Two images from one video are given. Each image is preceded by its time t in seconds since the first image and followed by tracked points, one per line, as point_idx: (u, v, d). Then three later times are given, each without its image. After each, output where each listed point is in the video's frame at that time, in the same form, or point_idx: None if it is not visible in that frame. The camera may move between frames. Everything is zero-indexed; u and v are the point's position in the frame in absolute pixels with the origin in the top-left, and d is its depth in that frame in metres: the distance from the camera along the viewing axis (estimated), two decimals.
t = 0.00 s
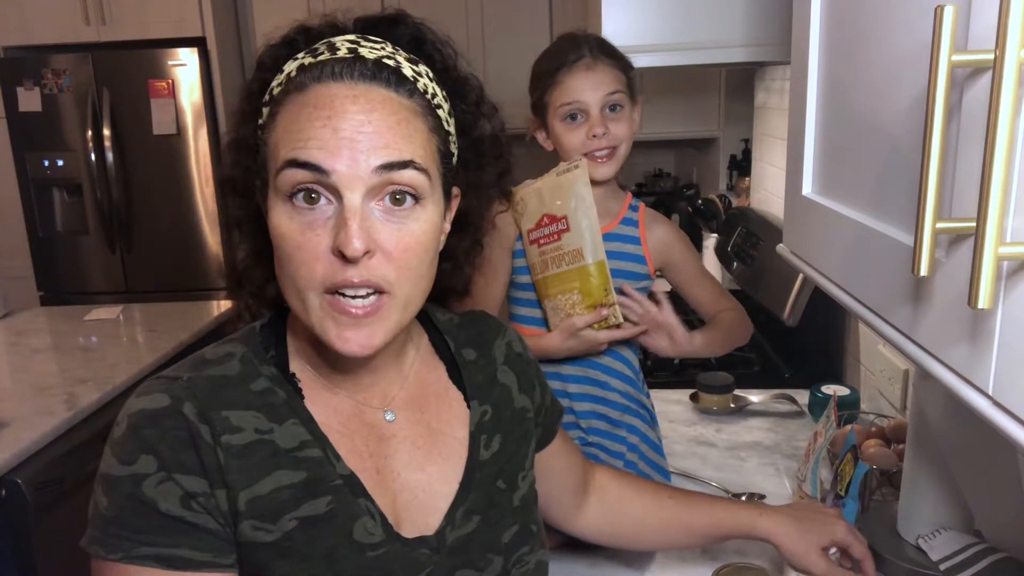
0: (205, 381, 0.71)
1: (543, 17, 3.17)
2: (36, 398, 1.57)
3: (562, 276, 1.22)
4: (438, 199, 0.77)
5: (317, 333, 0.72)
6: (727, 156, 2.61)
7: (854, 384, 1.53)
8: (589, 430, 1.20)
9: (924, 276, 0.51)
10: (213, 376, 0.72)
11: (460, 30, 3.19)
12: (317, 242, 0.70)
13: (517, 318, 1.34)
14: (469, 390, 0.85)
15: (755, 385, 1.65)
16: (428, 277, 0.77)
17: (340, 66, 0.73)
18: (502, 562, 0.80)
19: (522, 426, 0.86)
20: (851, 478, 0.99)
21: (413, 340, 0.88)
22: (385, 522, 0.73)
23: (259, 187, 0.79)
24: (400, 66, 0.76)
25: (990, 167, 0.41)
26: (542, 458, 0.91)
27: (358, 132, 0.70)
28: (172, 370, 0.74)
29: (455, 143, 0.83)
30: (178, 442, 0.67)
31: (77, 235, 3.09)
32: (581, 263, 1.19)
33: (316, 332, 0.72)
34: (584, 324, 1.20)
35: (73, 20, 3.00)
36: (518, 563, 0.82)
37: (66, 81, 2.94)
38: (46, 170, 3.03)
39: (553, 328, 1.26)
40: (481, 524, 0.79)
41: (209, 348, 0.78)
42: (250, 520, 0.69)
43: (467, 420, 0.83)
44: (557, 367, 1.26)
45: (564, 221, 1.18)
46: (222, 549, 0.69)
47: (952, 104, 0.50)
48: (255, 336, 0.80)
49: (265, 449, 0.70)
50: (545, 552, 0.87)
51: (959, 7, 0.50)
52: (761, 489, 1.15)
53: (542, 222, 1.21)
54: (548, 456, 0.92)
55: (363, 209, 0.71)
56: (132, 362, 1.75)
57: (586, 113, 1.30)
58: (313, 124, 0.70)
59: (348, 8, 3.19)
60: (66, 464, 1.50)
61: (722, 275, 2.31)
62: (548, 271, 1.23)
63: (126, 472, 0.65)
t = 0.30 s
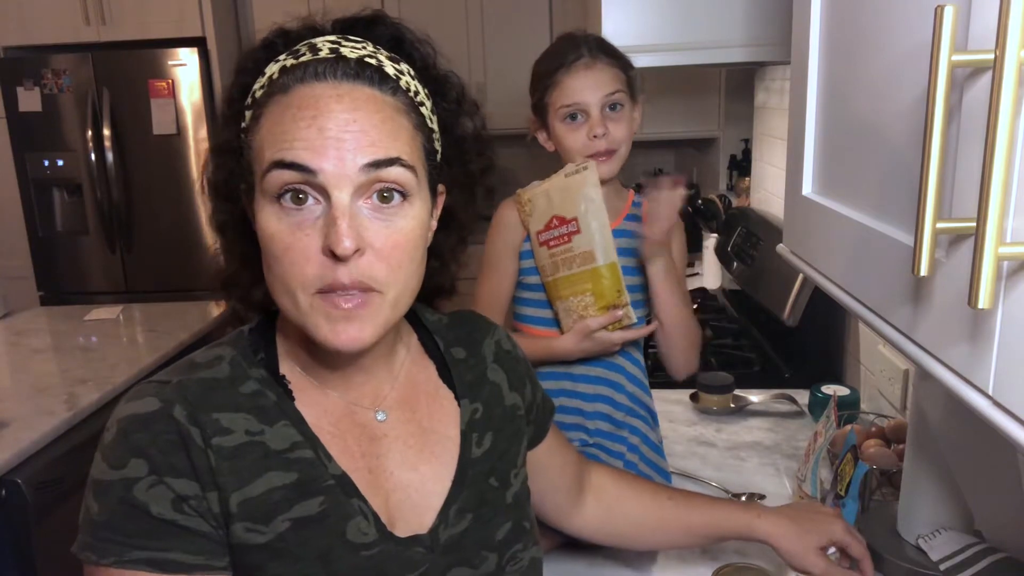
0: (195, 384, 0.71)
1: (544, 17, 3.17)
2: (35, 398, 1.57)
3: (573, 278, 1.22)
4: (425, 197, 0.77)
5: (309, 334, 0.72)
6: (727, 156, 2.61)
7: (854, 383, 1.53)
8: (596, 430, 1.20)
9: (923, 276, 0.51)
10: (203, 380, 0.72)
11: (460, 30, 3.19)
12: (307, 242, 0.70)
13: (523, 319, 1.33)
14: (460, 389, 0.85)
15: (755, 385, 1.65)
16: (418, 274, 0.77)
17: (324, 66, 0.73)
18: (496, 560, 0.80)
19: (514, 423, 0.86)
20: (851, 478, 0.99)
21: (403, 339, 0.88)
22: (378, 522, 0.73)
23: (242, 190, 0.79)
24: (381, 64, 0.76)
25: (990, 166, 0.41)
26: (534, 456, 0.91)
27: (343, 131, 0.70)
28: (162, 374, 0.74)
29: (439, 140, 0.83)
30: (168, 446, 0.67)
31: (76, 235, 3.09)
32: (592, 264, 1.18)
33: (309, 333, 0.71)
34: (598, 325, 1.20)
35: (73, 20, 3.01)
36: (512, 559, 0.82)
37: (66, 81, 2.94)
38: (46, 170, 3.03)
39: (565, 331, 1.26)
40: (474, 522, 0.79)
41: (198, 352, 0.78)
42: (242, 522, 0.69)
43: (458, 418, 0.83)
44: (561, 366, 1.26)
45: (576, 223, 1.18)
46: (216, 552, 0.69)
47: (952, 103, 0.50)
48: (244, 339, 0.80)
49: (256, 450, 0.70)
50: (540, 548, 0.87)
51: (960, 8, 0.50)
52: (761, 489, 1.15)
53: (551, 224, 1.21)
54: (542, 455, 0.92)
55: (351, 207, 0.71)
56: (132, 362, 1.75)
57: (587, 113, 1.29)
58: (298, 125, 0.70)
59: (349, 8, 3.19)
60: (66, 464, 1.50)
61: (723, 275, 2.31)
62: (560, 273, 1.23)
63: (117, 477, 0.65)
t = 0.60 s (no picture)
0: (192, 388, 0.71)
1: (543, 17, 3.17)
2: (36, 398, 1.57)
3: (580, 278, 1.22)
4: (420, 192, 0.77)
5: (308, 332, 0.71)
6: (727, 156, 2.61)
7: (854, 383, 1.53)
8: (597, 429, 1.20)
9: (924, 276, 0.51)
10: (200, 383, 0.72)
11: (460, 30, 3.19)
12: (303, 240, 0.70)
13: (526, 319, 1.33)
14: (456, 389, 0.85)
15: (755, 385, 1.65)
16: (416, 269, 0.77)
17: (315, 64, 0.73)
18: (496, 561, 0.80)
19: (511, 422, 0.86)
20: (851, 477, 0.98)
21: (400, 339, 0.88)
22: (378, 523, 0.73)
23: (236, 194, 0.78)
24: (372, 62, 0.76)
25: (990, 167, 0.40)
26: (533, 457, 0.91)
27: (337, 127, 0.70)
28: (159, 378, 0.74)
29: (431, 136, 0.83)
30: (166, 450, 0.68)
31: (76, 235, 3.09)
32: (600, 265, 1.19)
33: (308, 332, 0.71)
34: (606, 325, 1.20)
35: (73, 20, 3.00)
36: (512, 560, 0.82)
37: (66, 81, 2.94)
38: (45, 170, 3.03)
39: (570, 331, 1.26)
40: (474, 523, 0.79)
41: (195, 355, 0.78)
42: (242, 526, 0.69)
43: (455, 419, 0.84)
44: (565, 365, 1.26)
45: (583, 224, 1.18)
46: (215, 556, 0.69)
47: (952, 103, 0.50)
48: (241, 341, 0.79)
49: (254, 454, 0.70)
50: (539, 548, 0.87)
51: (959, 7, 0.50)
52: (761, 489, 1.15)
53: (558, 223, 1.21)
54: (540, 455, 0.92)
55: (347, 204, 0.71)
56: (132, 362, 1.75)
57: (592, 117, 1.29)
58: (291, 124, 0.70)
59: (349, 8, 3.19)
60: (66, 464, 1.50)
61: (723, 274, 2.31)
62: (566, 273, 1.22)
63: (116, 482, 0.65)
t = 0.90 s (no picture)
0: (194, 390, 0.71)
1: (543, 17, 3.17)
2: (36, 398, 1.57)
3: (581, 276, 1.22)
4: (417, 179, 0.78)
5: (315, 324, 0.71)
6: (727, 155, 2.61)
7: (854, 383, 1.53)
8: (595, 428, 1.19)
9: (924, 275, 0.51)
10: (202, 385, 0.72)
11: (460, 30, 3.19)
12: (306, 232, 0.70)
13: (524, 319, 1.33)
14: (463, 391, 0.85)
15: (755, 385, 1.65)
16: (418, 256, 0.77)
17: (306, 62, 0.74)
18: (499, 563, 0.80)
19: (515, 425, 0.86)
20: (851, 477, 0.98)
21: (405, 341, 0.88)
22: (381, 526, 0.73)
23: (233, 200, 0.78)
24: (361, 58, 0.77)
25: (990, 167, 0.41)
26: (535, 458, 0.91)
27: (332, 118, 0.71)
28: (161, 380, 0.74)
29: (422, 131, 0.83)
30: (168, 452, 0.68)
31: (76, 235, 3.09)
32: (600, 263, 1.19)
33: (315, 324, 0.71)
34: (605, 323, 1.20)
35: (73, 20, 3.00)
36: (515, 562, 0.82)
37: (66, 81, 2.94)
38: (45, 170, 3.03)
39: (570, 330, 1.25)
40: (478, 525, 0.79)
41: (198, 357, 0.78)
42: (244, 529, 0.69)
43: (461, 421, 0.84)
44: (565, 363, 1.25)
45: (585, 222, 1.18)
46: (215, 558, 0.69)
47: (952, 103, 0.50)
48: (243, 343, 0.79)
49: (257, 457, 0.70)
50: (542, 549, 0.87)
51: (959, 7, 0.50)
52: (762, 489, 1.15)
53: (560, 222, 1.21)
54: (540, 456, 0.92)
55: (347, 192, 0.71)
56: (132, 362, 1.75)
57: (595, 121, 1.29)
58: (287, 117, 0.70)
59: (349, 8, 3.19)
60: (66, 464, 1.50)
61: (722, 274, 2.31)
62: (565, 271, 1.23)
63: (117, 484, 0.66)
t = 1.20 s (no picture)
0: (195, 389, 0.71)
1: (543, 18, 3.17)
2: (36, 398, 1.57)
3: (578, 277, 1.22)
4: (415, 169, 0.80)
5: (332, 312, 0.71)
6: (727, 156, 2.61)
7: (854, 383, 1.53)
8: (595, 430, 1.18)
9: (925, 276, 0.51)
10: (203, 384, 0.72)
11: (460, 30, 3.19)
12: (320, 220, 0.70)
13: (524, 319, 1.33)
14: (459, 387, 0.85)
15: (755, 385, 1.65)
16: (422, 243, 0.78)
17: (299, 61, 0.74)
18: (499, 555, 0.80)
19: (509, 422, 0.86)
20: (851, 477, 0.97)
21: (402, 338, 0.88)
22: (382, 520, 0.73)
23: (232, 202, 0.78)
24: (354, 56, 0.78)
25: (990, 166, 0.41)
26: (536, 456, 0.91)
27: (338, 109, 0.72)
28: (161, 380, 0.74)
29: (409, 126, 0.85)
30: (171, 450, 0.67)
31: (76, 235, 3.09)
32: (597, 264, 1.19)
33: (331, 311, 0.71)
34: (601, 323, 1.19)
35: (74, 20, 3.00)
36: (513, 553, 0.82)
37: (66, 81, 2.94)
38: (46, 170, 3.03)
39: (568, 330, 1.25)
40: (476, 517, 0.79)
41: (197, 356, 0.78)
42: (247, 525, 0.69)
43: (457, 417, 0.84)
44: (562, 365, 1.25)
45: (580, 223, 1.18)
46: (218, 555, 0.69)
47: (952, 104, 0.50)
48: (242, 342, 0.79)
49: (258, 453, 0.70)
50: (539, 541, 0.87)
51: (959, 7, 0.50)
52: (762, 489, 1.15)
53: (555, 224, 1.21)
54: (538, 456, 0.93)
55: (358, 180, 0.72)
56: (132, 363, 1.75)
57: (591, 123, 1.29)
58: (295, 110, 0.71)
59: (349, 8, 3.19)
60: (66, 464, 1.50)
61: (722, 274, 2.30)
62: (563, 272, 1.23)
63: (120, 482, 0.66)
